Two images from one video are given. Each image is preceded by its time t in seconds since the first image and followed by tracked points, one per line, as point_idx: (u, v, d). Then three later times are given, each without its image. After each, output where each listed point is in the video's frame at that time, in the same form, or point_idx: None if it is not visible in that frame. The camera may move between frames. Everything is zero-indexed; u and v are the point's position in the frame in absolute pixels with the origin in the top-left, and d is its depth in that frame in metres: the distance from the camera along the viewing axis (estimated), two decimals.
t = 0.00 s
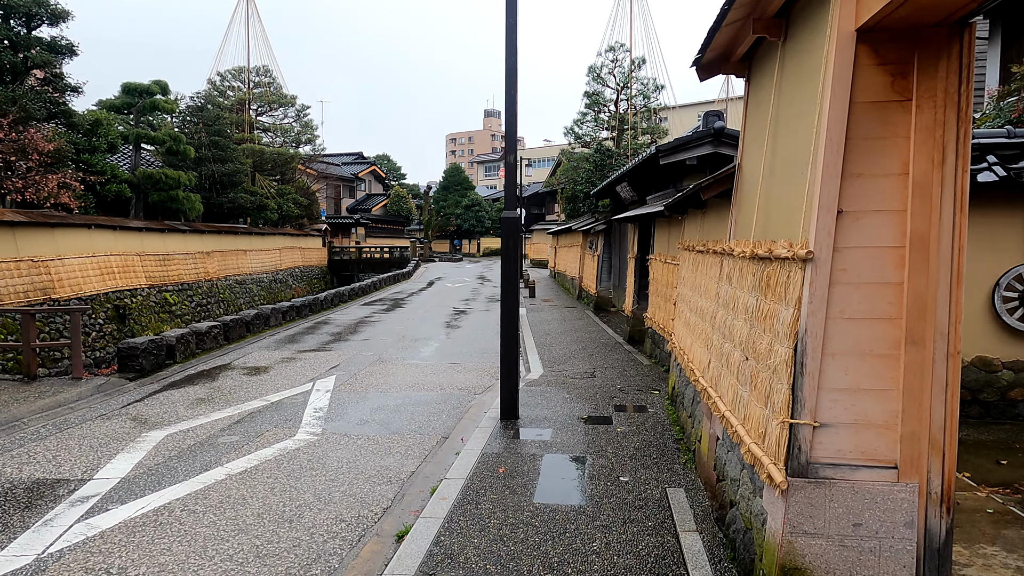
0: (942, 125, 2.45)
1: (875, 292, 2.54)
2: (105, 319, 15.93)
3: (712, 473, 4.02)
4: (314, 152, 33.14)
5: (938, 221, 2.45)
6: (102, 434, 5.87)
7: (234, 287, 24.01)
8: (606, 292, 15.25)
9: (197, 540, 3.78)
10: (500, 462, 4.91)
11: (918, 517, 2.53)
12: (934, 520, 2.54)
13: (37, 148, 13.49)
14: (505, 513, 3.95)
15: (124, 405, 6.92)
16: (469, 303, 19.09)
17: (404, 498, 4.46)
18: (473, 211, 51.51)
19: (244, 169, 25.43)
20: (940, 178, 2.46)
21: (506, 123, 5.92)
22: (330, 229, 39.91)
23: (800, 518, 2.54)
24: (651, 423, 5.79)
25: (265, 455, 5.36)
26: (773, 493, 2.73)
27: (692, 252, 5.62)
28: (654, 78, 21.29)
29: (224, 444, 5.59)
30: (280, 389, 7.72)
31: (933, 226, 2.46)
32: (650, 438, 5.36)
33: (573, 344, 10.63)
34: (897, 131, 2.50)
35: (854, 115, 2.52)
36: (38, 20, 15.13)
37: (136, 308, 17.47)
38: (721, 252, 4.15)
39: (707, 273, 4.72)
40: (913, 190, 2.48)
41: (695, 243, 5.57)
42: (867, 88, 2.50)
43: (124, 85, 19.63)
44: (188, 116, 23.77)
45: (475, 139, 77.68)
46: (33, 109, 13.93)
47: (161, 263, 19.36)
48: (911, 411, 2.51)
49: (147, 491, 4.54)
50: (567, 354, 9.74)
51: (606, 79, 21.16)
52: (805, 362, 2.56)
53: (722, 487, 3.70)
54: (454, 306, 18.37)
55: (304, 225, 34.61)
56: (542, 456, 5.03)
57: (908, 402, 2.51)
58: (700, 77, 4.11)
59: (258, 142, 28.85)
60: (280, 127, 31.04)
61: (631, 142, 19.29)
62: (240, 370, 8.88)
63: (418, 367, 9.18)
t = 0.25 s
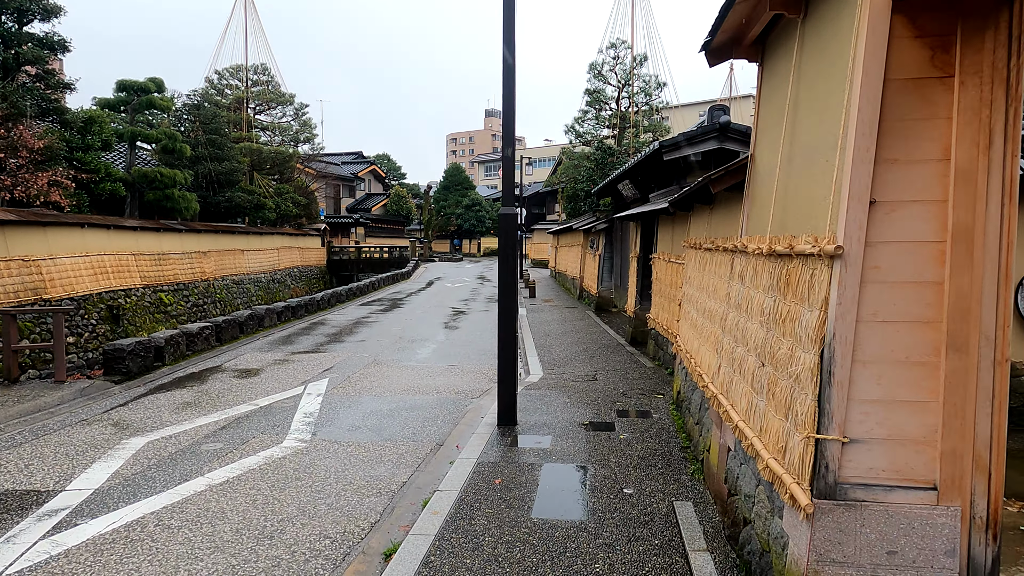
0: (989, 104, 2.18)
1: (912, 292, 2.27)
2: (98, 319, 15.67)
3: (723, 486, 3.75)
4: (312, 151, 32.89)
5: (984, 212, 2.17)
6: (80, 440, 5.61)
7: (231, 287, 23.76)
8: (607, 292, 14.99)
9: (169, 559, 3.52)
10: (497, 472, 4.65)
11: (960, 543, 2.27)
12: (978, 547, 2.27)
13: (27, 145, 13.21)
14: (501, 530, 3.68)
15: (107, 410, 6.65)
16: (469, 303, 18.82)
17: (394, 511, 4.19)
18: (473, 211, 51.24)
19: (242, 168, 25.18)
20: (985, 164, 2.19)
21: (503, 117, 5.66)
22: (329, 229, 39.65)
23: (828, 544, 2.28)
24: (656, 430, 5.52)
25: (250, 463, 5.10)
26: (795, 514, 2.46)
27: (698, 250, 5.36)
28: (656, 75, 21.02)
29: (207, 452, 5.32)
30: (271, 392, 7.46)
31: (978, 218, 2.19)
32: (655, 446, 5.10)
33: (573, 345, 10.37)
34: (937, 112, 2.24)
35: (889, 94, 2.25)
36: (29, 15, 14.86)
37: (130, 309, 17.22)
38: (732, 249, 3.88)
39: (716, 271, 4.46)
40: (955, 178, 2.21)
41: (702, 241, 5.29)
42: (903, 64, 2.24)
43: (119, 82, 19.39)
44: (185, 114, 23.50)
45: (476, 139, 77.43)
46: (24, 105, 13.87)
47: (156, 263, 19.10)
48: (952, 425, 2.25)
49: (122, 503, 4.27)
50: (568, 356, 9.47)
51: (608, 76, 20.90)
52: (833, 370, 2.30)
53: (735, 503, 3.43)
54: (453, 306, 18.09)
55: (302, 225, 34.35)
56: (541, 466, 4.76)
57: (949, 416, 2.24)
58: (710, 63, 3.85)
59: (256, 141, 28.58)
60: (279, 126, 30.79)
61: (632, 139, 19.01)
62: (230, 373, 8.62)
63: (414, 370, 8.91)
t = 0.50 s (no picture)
0: None
1: (954, 303, 2.02)
2: (91, 322, 15.42)
3: (734, 507, 3.50)
4: (311, 150, 32.66)
5: None
6: (56, 451, 5.35)
7: (228, 288, 23.52)
8: (608, 294, 14.74)
9: None
10: (492, 487, 4.40)
11: None
12: None
13: (17, 144, 12.96)
14: (496, 555, 3.43)
15: (88, 418, 6.40)
16: (468, 305, 18.59)
17: (383, 531, 3.94)
18: (474, 211, 50.99)
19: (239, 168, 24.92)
20: None
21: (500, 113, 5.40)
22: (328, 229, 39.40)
23: None
24: (659, 441, 5.27)
25: (233, 477, 4.84)
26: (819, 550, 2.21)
27: (704, 253, 5.12)
28: (657, 74, 20.76)
29: (188, 465, 5.06)
30: (261, 399, 7.21)
31: None
32: (659, 459, 4.84)
33: (573, 349, 10.12)
34: (981, 101, 1.99)
35: (928, 80, 2.00)
36: (21, 12, 14.61)
37: (124, 310, 16.98)
38: (743, 252, 3.63)
39: (725, 275, 4.22)
40: (1002, 175, 1.96)
41: (709, 243, 5.04)
42: (944, 46, 1.99)
43: (114, 81, 19.16)
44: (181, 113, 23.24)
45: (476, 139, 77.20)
46: (13, 105, 13.88)
47: (151, 264, 18.85)
48: (999, 454, 2.00)
49: (94, 522, 4.02)
50: (568, 360, 9.22)
51: (609, 74, 20.67)
52: (864, 390, 2.05)
53: (747, 527, 3.18)
54: (451, 307, 17.84)
55: (301, 225, 34.12)
56: (539, 481, 4.51)
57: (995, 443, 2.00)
58: (720, 52, 3.60)
59: (254, 140, 28.35)
60: (277, 126, 30.57)
61: (633, 139, 18.76)
62: (220, 378, 8.37)
63: (410, 375, 8.66)
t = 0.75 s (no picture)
0: None
1: (1002, 309, 1.76)
2: (82, 323, 15.16)
3: (743, 526, 3.23)
4: (309, 150, 32.44)
5: None
6: (28, 460, 5.09)
7: (224, 288, 23.26)
8: (608, 295, 14.47)
9: None
10: (484, 501, 4.13)
11: None
12: None
13: (5, 142, 12.69)
14: None
15: (65, 424, 6.14)
16: (466, 306, 18.34)
17: (365, 549, 3.68)
18: (474, 211, 50.75)
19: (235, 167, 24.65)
20: None
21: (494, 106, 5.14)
22: (327, 229, 39.15)
23: None
24: (661, 451, 5.01)
25: (211, 489, 4.57)
26: None
27: (709, 252, 4.86)
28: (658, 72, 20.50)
29: (165, 475, 4.80)
30: (248, 404, 6.94)
31: None
32: (661, 470, 4.58)
33: (572, 351, 9.86)
34: None
35: (974, 51, 1.74)
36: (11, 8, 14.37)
37: (117, 311, 16.72)
38: (753, 251, 3.36)
39: (732, 275, 3.96)
40: None
41: (714, 241, 4.77)
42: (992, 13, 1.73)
43: (108, 78, 18.91)
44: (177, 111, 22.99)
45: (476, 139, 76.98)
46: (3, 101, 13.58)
47: (145, 264, 18.59)
48: None
49: (57, 540, 3.76)
50: (566, 363, 8.96)
51: (609, 72, 20.44)
52: (900, 408, 1.79)
53: (758, 550, 2.91)
54: (449, 308, 17.59)
55: (299, 225, 33.88)
56: (534, 494, 4.24)
57: None
58: (726, 35, 3.34)
59: (251, 139, 28.11)
60: (275, 124, 30.36)
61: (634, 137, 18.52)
62: (207, 382, 8.12)
63: (403, 378, 8.40)
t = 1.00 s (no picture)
0: None
1: None
2: (73, 324, 14.90)
3: (754, 554, 2.98)
4: (307, 149, 32.20)
5: None
6: None
7: (220, 289, 23.02)
8: (608, 296, 14.21)
9: None
10: (475, 521, 3.87)
11: None
12: None
13: None
14: None
15: (41, 433, 5.87)
16: (464, 307, 18.10)
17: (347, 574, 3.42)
18: (473, 211, 50.48)
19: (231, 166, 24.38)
20: None
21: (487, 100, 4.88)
22: (325, 229, 38.90)
23: None
24: (664, 463, 4.75)
25: (186, 505, 4.30)
26: None
27: (715, 254, 4.60)
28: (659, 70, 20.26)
29: (139, 490, 4.53)
30: (234, 411, 6.68)
31: None
32: (664, 485, 4.32)
33: (571, 354, 9.60)
34: None
35: None
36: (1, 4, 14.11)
37: (109, 312, 16.47)
38: (765, 253, 3.11)
39: (740, 279, 3.70)
40: None
41: (721, 242, 4.50)
42: None
43: (101, 76, 18.64)
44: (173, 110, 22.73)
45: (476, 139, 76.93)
46: None
47: (139, 265, 18.33)
48: None
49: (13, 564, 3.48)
50: (565, 367, 8.71)
51: (609, 70, 20.20)
52: (947, 442, 1.54)
53: None
54: (447, 309, 17.34)
55: (297, 225, 33.64)
56: (529, 512, 3.97)
57: None
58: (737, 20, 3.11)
59: (248, 138, 27.87)
60: (272, 123, 30.13)
61: (634, 136, 18.27)
62: (194, 387, 7.86)
63: (396, 384, 8.14)
